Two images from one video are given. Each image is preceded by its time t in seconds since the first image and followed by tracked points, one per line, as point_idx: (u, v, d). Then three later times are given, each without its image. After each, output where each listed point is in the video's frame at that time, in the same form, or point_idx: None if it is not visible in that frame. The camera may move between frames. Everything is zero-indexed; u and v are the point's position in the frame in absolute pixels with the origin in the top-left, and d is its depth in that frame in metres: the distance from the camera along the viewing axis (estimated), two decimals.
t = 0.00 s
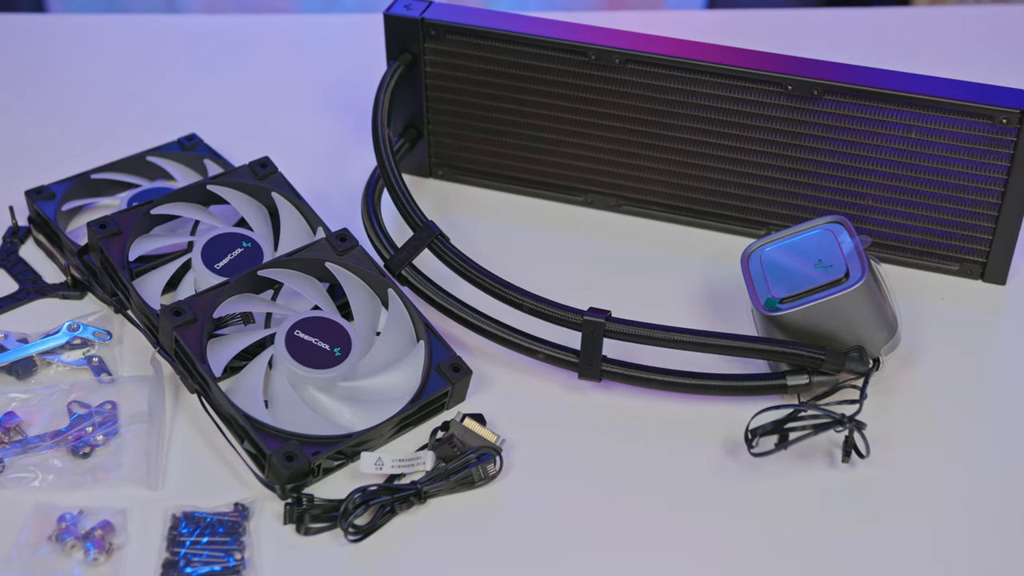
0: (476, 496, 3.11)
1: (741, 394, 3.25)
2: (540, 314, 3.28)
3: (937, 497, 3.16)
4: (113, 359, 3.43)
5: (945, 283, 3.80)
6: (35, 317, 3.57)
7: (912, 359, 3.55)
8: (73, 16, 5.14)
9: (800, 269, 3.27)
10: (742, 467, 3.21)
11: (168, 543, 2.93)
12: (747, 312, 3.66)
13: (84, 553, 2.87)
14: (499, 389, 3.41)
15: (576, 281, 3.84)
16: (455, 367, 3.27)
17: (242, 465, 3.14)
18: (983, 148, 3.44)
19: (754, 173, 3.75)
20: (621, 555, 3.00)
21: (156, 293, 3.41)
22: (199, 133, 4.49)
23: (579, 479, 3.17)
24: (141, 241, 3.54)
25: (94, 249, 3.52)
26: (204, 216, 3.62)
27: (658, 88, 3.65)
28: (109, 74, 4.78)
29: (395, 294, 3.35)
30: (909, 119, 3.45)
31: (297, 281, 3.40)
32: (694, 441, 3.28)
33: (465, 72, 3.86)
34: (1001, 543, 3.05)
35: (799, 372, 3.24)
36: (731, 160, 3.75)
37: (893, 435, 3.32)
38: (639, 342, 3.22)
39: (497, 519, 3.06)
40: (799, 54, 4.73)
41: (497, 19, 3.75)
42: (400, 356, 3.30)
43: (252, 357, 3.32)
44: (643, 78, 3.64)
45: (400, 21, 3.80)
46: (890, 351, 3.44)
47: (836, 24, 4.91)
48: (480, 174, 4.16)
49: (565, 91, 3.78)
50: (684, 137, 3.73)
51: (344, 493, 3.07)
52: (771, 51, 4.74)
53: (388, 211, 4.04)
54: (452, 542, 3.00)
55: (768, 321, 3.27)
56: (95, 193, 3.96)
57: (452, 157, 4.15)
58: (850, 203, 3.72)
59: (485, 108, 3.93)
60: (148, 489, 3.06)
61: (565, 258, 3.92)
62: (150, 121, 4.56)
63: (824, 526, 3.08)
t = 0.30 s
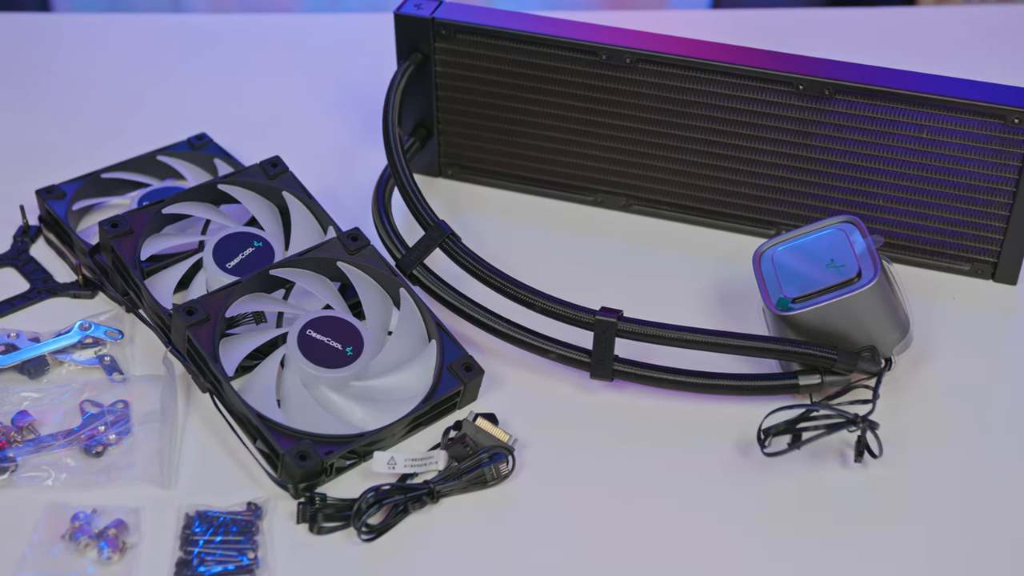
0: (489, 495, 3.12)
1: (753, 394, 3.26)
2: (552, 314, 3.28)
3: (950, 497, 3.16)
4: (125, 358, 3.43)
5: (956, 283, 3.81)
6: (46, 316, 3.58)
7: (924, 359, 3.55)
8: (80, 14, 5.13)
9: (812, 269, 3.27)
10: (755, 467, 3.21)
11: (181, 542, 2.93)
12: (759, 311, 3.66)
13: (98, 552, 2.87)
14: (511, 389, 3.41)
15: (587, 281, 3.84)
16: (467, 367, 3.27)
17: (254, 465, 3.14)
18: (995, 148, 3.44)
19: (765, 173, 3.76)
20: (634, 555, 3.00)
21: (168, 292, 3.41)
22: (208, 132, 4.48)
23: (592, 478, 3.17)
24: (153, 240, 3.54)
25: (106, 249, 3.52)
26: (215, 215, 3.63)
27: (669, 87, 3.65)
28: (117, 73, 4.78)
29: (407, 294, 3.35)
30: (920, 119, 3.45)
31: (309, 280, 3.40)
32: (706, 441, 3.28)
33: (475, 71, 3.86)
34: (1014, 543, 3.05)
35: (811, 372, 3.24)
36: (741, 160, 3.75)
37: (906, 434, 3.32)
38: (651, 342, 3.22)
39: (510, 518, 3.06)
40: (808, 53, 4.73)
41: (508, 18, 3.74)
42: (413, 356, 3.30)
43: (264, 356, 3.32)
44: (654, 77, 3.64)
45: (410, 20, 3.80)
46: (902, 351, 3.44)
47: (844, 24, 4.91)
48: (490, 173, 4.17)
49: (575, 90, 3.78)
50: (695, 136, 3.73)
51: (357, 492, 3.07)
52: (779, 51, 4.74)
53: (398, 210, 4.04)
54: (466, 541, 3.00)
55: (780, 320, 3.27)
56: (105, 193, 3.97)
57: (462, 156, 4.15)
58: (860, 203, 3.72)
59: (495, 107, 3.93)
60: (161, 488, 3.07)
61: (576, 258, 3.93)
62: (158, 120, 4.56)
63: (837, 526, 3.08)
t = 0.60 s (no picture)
0: (501, 494, 3.12)
1: (766, 393, 3.26)
2: (564, 313, 3.28)
3: (963, 497, 3.16)
4: (137, 357, 3.43)
5: (967, 283, 3.81)
6: (58, 314, 3.58)
7: (936, 359, 3.55)
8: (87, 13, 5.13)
9: (825, 268, 3.27)
10: (768, 466, 3.21)
11: (195, 541, 2.94)
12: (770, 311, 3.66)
13: (112, 550, 2.87)
14: (523, 388, 3.41)
15: (597, 280, 3.84)
16: (480, 366, 3.27)
17: (267, 463, 3.14)
18: (1007, 148, 3.43)
19: (776, 172, 3.75)
20: (648, 554, 3.00)
21: (180, 291, 3.41)
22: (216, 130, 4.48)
23: (605, 478, 3.17)
24: (164, 239, 3.54)
25: (117, 248, 3.52)
26: (227, 214, 3.62)
27: (680, 87, 3.64)
28: (124, 71, 4.77)
29: (419, 293, 3.35)
30: (932, 119, 3.44)
31: (321, 279, 3.40)
32: (719, 440, 3.28)
33: (486, 71, 3.86)
34: None
35: (823, 372, 3.24)
36: (752, 159, 3.74)
37: (918, 433, 3.32)
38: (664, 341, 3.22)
39: (523, 517, 3.07)
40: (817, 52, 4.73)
41: (519, 17, 3.74)
42: (425, 355, 3.30)
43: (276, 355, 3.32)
44: (665, 77, 3.63)
45: (421, 19, 3.79)
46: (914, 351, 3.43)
47: (851, 23, 4.91)
48: (500, 172, 4.17)
49: (586, 89, 3.77)
50: (706, 135, 3.73)
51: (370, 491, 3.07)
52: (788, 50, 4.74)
53: (409, 209, 4.04)
54: (479, 540, 3.00)
55: (793, 320, 3.27)
56: (116, 191, 3.98)
57: (472, 155, 4.15)
58: (871, 203, 3.72)
59: (506, 107, 3.93)
60: (174, 487, 3.07)
61: (586, 257, 3.93)
62: (167, 117, 4.55)
63: (851, 525, 3.08)
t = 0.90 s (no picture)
0: (513, 494, 3.12)
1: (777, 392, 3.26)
2: (575, 312, 3.28)
3: (976, 496, 3.17)
4: (148, 356, 3.44)
5: (977, 282, 3.82)
6: (68, 313, 3.58)
7: (947, 358, 3.55)
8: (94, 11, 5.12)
9: (836, 267, 3.27)
10: (780, 465, 3.21)
11: (208, 540, 2.94)
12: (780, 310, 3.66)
13: (125, 549, 2.87)
14: (534, 387, 3.41)
15: (608, 279, 3.84)
16: (491, 365, 3.27)
17: (279, 463, 3.14)
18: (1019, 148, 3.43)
19: (786, 172, 3.75)
20: (661, 553, 3.00)
21: (191, 290, 3.41)
22: (224, 129, 4.48)
23: (617, 477, 3.18)
24: (175, 238, 3.54)
25: (128, 247, 3.52)
26: (237, 213, 3.62)
27: (692, 86, 3.63)
28: (131, 70, 4.77)
29: (430, 293, 3.35)
30: (943, 118, 3.43)
31: (332, 278, 3.40)
32: (730, 439, 3.28)
33: (496, 70, 3.85)
34: None
35: (835, 371, 3.24)
36: (762, 158, 3.74)
37: (930, 432, 3.33)
38: (676, 341, 3.22)
39: (536, 516, 3.07)
40: (824, 51, 4.73)
41: (530, 17, 3.73)
42: (436, 355, 3.30)
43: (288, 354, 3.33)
44: (676, 76, 3.62)
45: (431, 19, 3.78)
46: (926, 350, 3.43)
47: (858, 22, 4.91)
48: (509, 172, 4.17)
49: (596, 88, 3.77)
50: (717, 135, 3.72)
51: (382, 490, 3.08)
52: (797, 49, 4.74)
53: (419, 209, 4.05)
54: (492, 539, 3.00)
55: (805, 319, 3.27)
56: (126, 190, 3.98)
57: (481, 155, 4.15)
58: (882, 202, 3.72)
59: (516, 106, 3.93)
60: (187, 486, 3.07)
61: (596, 256, 3.93)
62: (175, 116, 4.55)
63: (863, 525, 3.08)
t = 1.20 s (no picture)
0: (525, 493, 3.12)
1: (789, 392, 3.25)
2: (587, 311, 3.28)
3: (988, 495, 3.16)
4: (159, 355, 3.44)
5: (988, 281, 3.83)
6: (79, 312, 3.58)
7: (958, 357, 3.55)
8: (100, 11, 5.13)
9: (848, 267, 3.27)
10: (792, 464, 3.21)
11: (220, 539, 2.94)
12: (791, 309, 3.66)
13: (138, 548, 2.87)
14: (545, 386, 3.41)
15: (618, 278, 3.84)
16: (503, 364, 3.27)
17: (291, 462, 3.14)
18: None
19: (796, 171, 3.75)
20: (673, 552, 3.00)
21: (202, 289, 3.41)
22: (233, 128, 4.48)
23: (629, 476, 3.18)
24: (186, 238, 3.54)
25: (139, 246, 3.52)
26: (247, 212, 3.62)
27: (702, 85, 3.63)
28: (139, 69, 4.77)
29: (441, 292, 3.35)
30: (955, 117, 3.42)
31: (343, 277, 3.40)
32: (742, 438, 3.28)
33: (506, 69, 3.85)
34: None
35: (846, 371, 3.24)
36: (773, 157, 3.74)
37: (942, 431, 3.33)
38: (687, 340, 3.22)
39: (548, 515, 3.07)
40: (834, 50, 4.73)
41: (540, 16, 3.72)
42: (447, 354, 3.30)
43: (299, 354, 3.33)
44: (687, 75, 3.62)
45: (441, 18, 3.77)
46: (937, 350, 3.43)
47: (866, 21, 4.91)
48: (519, 171, 4.18)
49: (607, 88, 3.76)
50: (727, 134, 3.72)
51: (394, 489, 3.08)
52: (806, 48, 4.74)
53: (429, 208, 4.05)
54: (505, 538, 3.00)
55: (816, 319, 3.27)
56: (136, 190, 3.98)
57: (491, 154, 4.15)
58: (893, 202, 3.72)
59: (526, 105, 3.93)
60: (199, 485, 3.07)
61: (606, 255, 3.93)
62: (184, 115, 4.55)
63: (876, 524, 3.08)
